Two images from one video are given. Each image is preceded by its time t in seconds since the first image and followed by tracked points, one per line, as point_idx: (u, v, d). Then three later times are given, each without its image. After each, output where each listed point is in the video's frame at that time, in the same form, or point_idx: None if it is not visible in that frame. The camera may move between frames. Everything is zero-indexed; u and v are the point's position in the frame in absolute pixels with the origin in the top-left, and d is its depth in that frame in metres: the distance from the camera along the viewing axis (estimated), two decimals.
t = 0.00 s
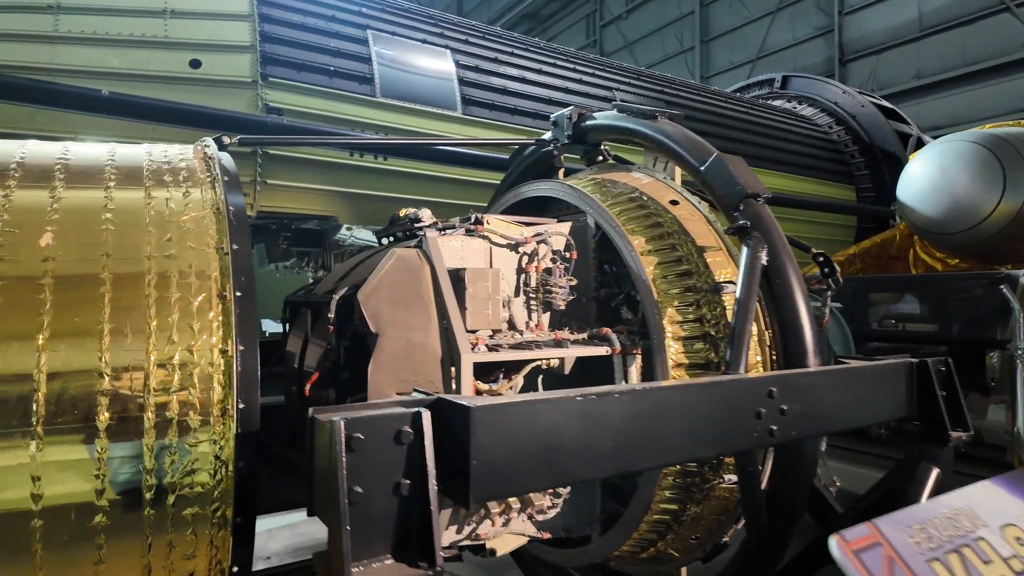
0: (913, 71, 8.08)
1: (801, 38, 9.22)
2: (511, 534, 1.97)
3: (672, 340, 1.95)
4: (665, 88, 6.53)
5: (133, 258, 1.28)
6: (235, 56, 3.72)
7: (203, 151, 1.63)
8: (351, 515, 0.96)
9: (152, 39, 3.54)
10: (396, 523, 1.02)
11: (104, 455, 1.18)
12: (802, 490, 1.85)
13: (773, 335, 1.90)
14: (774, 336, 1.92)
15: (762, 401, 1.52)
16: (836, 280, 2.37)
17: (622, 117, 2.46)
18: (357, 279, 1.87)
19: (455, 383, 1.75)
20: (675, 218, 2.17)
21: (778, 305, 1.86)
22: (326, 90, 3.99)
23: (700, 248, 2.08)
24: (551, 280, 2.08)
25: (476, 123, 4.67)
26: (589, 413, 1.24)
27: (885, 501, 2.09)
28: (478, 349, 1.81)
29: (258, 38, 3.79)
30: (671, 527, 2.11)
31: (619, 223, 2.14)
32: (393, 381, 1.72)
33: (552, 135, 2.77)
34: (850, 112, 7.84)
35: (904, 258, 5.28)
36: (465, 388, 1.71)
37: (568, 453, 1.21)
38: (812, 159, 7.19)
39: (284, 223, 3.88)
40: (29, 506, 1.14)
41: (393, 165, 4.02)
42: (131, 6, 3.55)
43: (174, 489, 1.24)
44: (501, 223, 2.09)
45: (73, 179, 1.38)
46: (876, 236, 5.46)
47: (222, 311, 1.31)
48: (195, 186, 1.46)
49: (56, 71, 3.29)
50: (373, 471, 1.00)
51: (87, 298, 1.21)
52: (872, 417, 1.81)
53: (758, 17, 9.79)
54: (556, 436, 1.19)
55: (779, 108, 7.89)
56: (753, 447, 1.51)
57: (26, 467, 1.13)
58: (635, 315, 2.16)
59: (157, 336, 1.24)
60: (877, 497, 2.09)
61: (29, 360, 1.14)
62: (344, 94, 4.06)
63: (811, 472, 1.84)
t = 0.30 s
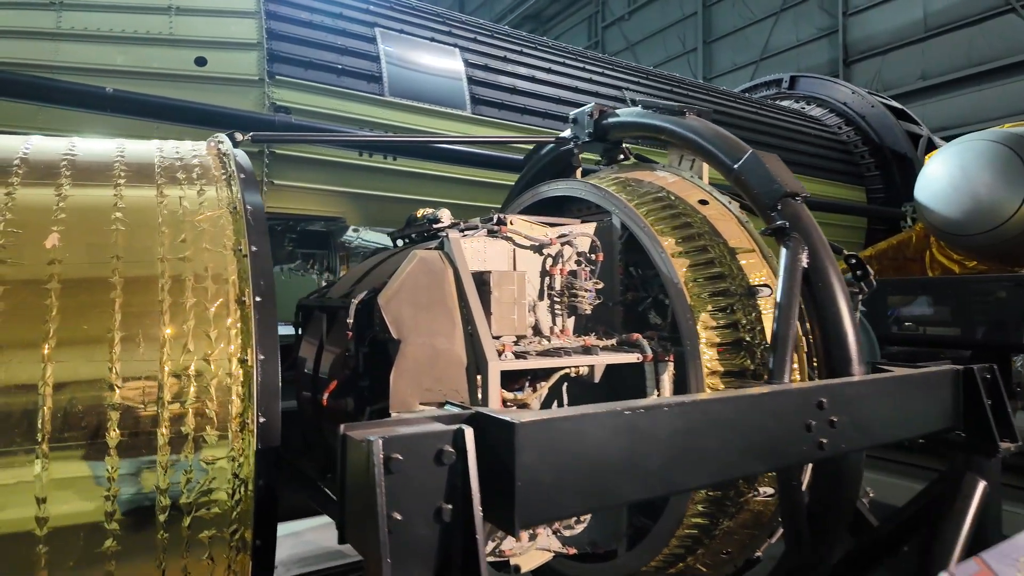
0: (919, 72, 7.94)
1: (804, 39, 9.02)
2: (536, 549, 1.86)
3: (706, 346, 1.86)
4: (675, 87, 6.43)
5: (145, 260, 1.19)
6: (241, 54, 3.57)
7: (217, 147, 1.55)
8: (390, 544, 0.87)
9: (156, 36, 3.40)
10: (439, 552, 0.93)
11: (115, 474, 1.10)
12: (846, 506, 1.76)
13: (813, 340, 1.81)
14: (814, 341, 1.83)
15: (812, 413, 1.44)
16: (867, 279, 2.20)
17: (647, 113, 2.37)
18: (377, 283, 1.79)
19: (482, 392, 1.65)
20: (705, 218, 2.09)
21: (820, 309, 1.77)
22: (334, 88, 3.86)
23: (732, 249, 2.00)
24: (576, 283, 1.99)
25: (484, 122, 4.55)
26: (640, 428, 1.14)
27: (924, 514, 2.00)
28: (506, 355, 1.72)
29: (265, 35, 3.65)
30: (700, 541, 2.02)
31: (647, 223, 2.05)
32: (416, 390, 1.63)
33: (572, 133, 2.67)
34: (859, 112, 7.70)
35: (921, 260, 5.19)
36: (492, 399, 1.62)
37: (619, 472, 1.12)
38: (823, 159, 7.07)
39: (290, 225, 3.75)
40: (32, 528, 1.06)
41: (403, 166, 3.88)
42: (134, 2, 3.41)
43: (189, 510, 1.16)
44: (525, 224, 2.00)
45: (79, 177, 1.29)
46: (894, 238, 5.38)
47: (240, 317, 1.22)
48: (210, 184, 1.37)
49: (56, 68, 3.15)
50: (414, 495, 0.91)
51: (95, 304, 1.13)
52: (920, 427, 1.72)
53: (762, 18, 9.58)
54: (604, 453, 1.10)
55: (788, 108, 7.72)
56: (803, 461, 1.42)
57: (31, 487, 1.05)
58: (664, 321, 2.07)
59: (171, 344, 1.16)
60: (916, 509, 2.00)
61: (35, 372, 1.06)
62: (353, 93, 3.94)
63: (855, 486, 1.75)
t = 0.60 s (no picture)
0: (921, 75, 7.36)
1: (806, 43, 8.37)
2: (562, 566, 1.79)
3: (735, 353, 1.79)
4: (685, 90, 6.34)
5: (157, 262, 1.13)
6: (247, 55, 3.41)
7: (229, 146, 1.49)
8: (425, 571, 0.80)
9: (161, 36, 3.28)
10: None
11: (124, 491, 1.03)
12: (886, 521, 1.68)
13: (848, 347, 1.74)
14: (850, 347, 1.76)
15: (856, 424, 1.36)
16: (898, 285, 1.99)
17: (668, 112, 2.30)
18: (395, 288, 1.72)
19: (505, 402, 1.57)
20: (730, 219, 2.02)
21: (853, 314, 1.71)
22: (340, 89, 3.67)
23: (760, 252, 1.93)
24: (599, 287, 1.91)
25: (494, 125, 4.35)
26: (684, 443, 1.07)
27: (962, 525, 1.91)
28: (529, 363, 1.65)
29: (270, 35, 3.47)
30: (725, 555, 1.92)
31: (670, 225, 1.98)
32: (435, 400, 1.56)
33: (589, 133, 2.60)
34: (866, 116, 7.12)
35: (934, 264, 5.07)
36: (515, 410, 1.54)
37: (662, 489, 1.04)
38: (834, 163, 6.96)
39: (296, 230, 3.63)
40: (36, 548, 1.00)
41: (412, 168, 3.69)
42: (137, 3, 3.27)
43: (202, 528, 1.09)
44: (546, 226, 1.93)
45: (87, 176, 1.22)
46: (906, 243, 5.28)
47: (257, 323, 1.15)
48: (223, 183, 1.31)
49: (59, 70, 3.05)
50: (450, 518, 0.84)
51: (103, 309, 1.06)
52: (963, 437, 1.65)
53: (763, 22, 8.77)
54: (649, 469, 1.03)
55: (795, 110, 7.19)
56: (847, 475, 1.35)
57: (35, 504, 0.99)
58: (688, 326, 2.00)
59: (184, 352, 1.09)
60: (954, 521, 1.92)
61: (38, 383, 0.99)
62: (358, 94, 3.73)
63: (895, 501, 1.67)
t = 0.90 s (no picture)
0: (924, 79, 6.74)
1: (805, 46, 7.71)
2: None
3: (758, 360, 1.72)
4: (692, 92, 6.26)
5: (155, 265, 1.06)
6: (249, 56, 3.34)
7: (231, 144, 1.43)
8: None
9: (162, 37, 3.21)
10: None
11: (119, 511, 0.96)
12: (920, 537, 1.60)
13: (877, 354, 1.67)
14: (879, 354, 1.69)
15: (893, 436, 1.29)
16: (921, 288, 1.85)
17: (682, 111, 2.23)
18: (403, 292, 1.65)
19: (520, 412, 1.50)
20: (750, 221, 1.95)
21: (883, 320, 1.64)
22: (343, 90, 3.60)
23: (782, 255, 1.86)
24: (614, 291, 1.84)
25: (499, 127, 4.28)
26: (718, 460, 1.00)
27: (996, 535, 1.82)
28: (545, 371, 1.58)
29: (272, 36, 3.40)
30: (746, 570, 1.86)
31: (688, 227, 1.91)
32: (447, 411, 1.49)
33: (600, 133, 2.53)
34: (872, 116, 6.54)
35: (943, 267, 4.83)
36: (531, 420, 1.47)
37: (698, 510, 0.97)
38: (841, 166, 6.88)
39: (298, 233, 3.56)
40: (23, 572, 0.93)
41: (416, 170, 3.63)
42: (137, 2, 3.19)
43: (201, 550, 1.02)
44: (559, 228, 1.86)
45: (80, 174, 1.15)
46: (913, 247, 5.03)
47: (261, 331, 1.08)
48: (226, 183, 1.24)
49: (58, 70, 2.97)
50: (474, 545, 0.76)
51: (96, 315, 0.99)
52: (1002, 448, 1.57)
53: (763, 26, 8.10)
54: (683, 487, 0.96)
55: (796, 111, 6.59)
56: (885, 490, 1.27)
57: (22, 525, 0.92)
58: (707, 331, 1.93)
59: (182, 362, 1.01)
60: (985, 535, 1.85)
61: (24, 396, 0.92)
62: (362, 96, 3.67)
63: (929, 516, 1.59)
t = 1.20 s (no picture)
0: (928, 82, 6.65)
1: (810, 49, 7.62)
2: None
3: (780, 369, 1.66)
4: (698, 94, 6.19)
5: (153, 272, 1.00)
6: (252, 57, 3.28)
7: (234, 144, 1.37)
8: None
9: (164, 38, 3.14)
10: None
11: (113, 535, 0.90)
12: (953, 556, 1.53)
13: (906, 363, 1.61)
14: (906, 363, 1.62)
15: (929, 451, 1.23)
16: (945, 294, 1.76)
17: (696, 112, 2.16)
18: (412, 299, 1.59)
19: (534, 424, 1.44)
20: (769, 225, 1.89)
21: (912, 328, 1.57)
22: (347, 93, 3.55)
23: (802, 260, 1.80)
24: (629, 297, 1.78)
25: (504, 129, 4.21)
26: (753, 482, 0.94)
27: None
28: (560, 382, 1.52)
29: (275, 37, 3.34)
30: None
31: (705, 231, 1.84)
32: (458, 424, 1.42)
33: (611, 134, 2.47)
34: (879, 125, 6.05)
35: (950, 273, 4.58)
36: (548, 434, 1.41)
37: (732, 537, 0.91)
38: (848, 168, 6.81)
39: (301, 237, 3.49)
40: None
41: (421, 173, 3.56)
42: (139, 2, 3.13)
43: None
44: (572, 232, 1.80)
45: (76, 177, 1.09)
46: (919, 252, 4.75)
47: (265, 342, 1.02)
48: (228, 185, 1.18)
49: (58, 72, 2.91)
50: None
51: (91, 326, 0.93)
52: None
53: (766, 30, 8.02)
54: (717, 512, 0.89)
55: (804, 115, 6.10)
56: (922, 509, 1.20)
57: (8, 551, 0.86)
58: (724, 339, 1.86)
59: (181, 375, 0.95)
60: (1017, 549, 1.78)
61: (11, 412, 0.87)
62: (366, 98, 3.62)
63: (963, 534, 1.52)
